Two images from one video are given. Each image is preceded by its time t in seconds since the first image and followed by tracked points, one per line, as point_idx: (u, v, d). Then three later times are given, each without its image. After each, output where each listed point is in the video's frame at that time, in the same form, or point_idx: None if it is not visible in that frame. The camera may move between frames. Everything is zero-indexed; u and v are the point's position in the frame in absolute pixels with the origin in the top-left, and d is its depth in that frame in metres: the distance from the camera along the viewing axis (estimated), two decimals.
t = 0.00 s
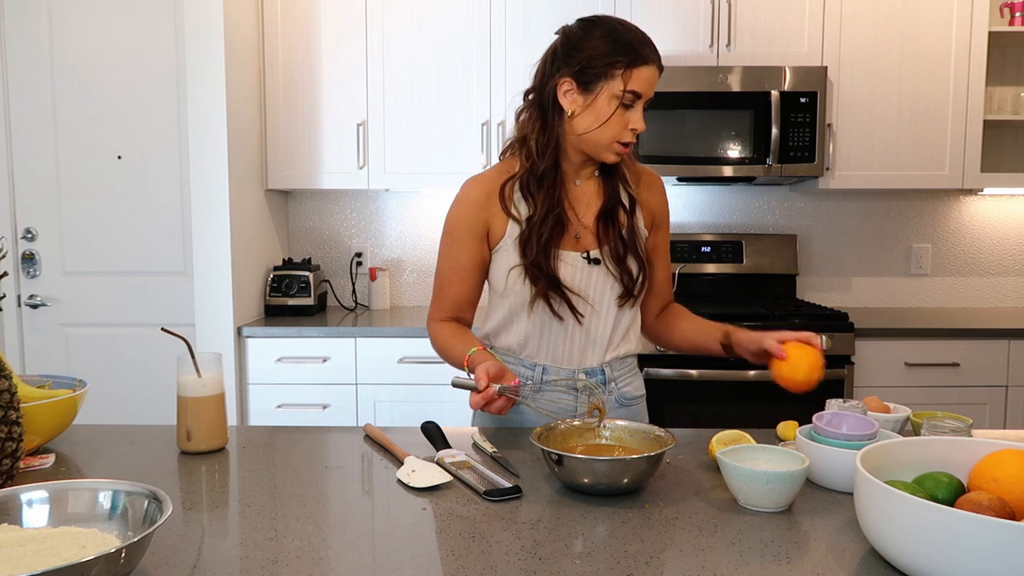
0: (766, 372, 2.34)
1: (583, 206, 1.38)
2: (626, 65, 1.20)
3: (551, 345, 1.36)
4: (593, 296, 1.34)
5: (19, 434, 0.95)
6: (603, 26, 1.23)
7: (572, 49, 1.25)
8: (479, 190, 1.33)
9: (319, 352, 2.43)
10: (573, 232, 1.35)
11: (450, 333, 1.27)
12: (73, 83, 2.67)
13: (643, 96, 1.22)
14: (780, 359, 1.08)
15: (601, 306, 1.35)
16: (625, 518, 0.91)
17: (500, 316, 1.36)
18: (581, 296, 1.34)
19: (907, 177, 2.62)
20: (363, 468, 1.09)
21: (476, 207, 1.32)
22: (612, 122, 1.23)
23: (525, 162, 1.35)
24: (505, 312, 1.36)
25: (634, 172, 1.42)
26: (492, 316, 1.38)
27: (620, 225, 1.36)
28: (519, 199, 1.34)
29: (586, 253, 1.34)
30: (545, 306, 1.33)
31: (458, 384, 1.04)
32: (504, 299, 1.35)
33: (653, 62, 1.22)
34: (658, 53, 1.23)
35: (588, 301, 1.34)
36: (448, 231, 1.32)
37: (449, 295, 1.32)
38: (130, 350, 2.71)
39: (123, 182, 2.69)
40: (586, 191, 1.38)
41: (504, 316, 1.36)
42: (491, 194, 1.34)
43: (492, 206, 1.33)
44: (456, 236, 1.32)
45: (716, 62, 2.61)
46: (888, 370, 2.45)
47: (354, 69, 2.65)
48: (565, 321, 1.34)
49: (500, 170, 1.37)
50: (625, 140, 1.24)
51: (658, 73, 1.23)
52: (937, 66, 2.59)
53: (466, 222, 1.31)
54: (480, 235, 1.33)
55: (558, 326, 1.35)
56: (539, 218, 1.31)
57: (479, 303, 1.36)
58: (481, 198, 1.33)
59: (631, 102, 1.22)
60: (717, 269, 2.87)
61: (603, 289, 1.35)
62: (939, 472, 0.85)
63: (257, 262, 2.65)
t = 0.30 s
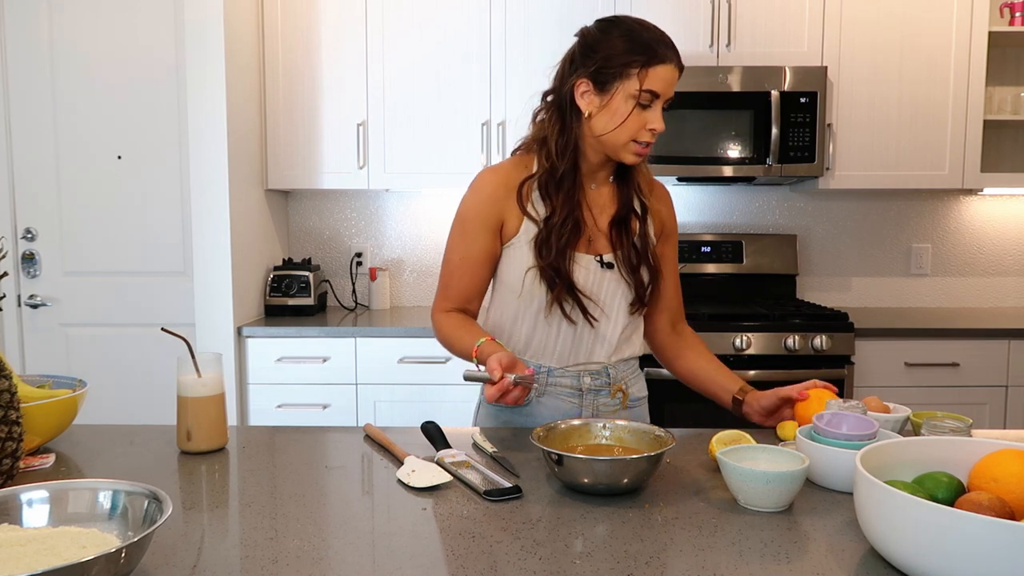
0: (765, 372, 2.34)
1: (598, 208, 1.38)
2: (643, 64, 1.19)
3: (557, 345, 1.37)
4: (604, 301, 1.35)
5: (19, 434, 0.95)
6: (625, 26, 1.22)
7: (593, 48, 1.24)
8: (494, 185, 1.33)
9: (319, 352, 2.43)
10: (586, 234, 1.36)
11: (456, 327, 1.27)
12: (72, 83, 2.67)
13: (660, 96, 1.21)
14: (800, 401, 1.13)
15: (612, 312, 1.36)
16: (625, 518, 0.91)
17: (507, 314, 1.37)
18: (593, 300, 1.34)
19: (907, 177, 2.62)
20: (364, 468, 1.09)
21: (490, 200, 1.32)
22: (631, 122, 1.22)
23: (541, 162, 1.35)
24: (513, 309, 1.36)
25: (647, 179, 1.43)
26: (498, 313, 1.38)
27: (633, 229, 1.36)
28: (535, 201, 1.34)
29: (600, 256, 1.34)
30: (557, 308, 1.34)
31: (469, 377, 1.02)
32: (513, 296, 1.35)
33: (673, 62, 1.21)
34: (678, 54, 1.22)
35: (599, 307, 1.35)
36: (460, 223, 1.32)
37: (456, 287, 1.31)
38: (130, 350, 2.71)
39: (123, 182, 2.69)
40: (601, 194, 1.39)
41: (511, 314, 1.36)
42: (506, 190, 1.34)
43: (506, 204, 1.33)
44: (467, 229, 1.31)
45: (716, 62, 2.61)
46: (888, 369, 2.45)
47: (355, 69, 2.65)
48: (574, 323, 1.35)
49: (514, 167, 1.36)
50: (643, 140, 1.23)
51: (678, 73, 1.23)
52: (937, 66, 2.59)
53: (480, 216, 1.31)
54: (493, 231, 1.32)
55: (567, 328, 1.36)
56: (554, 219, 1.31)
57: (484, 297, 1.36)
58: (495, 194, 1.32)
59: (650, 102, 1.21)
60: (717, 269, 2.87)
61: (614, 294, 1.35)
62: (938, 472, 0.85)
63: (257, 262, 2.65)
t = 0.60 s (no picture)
0: (765, 372, 2.34)
1: (606, 211, 1.38)
2: (643, 68, 1.18)
3: (558, 347, 1.36)
4: (607, 306, 1.35)
5: (19, 434, 0.95)
6: (636, 30, 1.21)
7: (603, 50, 1.24)
8: (505, 180, 1.33)
9: (320, 352, 2.43)
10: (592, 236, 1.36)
11: (464, 320, 1.28)
12: (73, 83, 2.67)
13: (664, 101, 1.19)
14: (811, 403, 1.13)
15: (615, 318, 1.36)
16: (625, 518, 0.91)
17: (510, 311, 1.37)
18: (597, 304, 1.34)
19: (907, 177, 2.62)
20: (363, 468, 1.09)
21: (500, 195, 1.32)
22: (633, 127, 1.21)
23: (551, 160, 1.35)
24: (516, 308, 1.36)
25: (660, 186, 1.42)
26: (501, 309, 1.38)
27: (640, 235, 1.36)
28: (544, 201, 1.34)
29: (604, 260, 1.34)
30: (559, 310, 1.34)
31: (471, 377, 1.04)
32: (517, 294, 1.35)
33: (681, 67, 1.19)
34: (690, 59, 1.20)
35: (603, 312, 1.35)
36: (468, 216, 1.32)
37: (464, 279, 1.33)
38: (130, 350, 2.71)
39: (123, 182, 2.69)
40: (610, 197, 1.39)
41: (513, 312, 1.37)
42: (517, 187, 1.34)
43: (516, 201, 1.34)
44: (476, 221, 1.31)
45: (716, 62, 2.61)
46: (888, 370, 2.45)
47: (355, 69, 2.65)
48: (576, 325, 1.35)
49: (525, 163, 1.37)
50: (646, 146, 1.21)
51: (688, 79, 1.21)
52: (937, 66, 2.59)
53: (489, 211, 1.31)
54: (500, 227, 1.33)
55: (569, 330, 1.35)
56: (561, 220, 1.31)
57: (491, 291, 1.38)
58: (505, 190, 1.33)
59: (654, 108, 1.19)
60: (717, 269, 2.87)
61: (619, 299, 1.35)
62: (938, 472, 0.85)
63: (257, 262, 2.65)
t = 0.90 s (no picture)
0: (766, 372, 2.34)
1: (595, 211, 1.36)
2: (627, 74, 1.14)
3: (551, 352, 1.37)
4: (595, 311, 1.33)
5: (19, 434, 0.95)
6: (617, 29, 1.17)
7: (582, 51, 1.20)
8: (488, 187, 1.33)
9: (320, 352, 2.43)
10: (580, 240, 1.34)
11: (451, 329, 1.32)
12: (72, 83, 2.67)
13: (649, 107, 1.16)
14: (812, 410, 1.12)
15: (603, 322, 1.34)
16: (625, 518, 0.91)
17: (503, 316, 1.39)
18: (584, 309, 1.33)
19: (907, 176, 2.63)
20: (364, 469, 1.09)
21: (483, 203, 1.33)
22: (615, 134, 1.18)
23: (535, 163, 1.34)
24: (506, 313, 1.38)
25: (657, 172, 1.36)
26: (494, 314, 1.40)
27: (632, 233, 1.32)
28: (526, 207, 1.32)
29: (589, 266, 1.32)
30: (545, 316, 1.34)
31: (460, 387, 1.07)
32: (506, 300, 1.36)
33: (666, 68, 1.14)
34: (674, 58, 1.16)
35: (592, 316, 1.33)
36: (453, 225, 1.34)
37: (451, 286, 1.35)
38: (130, 350, 2.71)
39: (124, 182, 2.69)
40: (599, 196, 1.36)
41: (505, 318, 1.38)
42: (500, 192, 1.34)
43: (499, 207, 1.34)
44: (459, 231, 1.34)
45: (716, 62, 2.61)
46: (888, 370, 2.45)
47: (355, 70, 2.65)
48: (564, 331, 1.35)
49: (511, 166, 1.36)
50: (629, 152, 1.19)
51: (673, 79, 1.16)
52: (937, 66, 2.59)
53: (471, 220, 1.33)
54: (484, 235, 1.34)
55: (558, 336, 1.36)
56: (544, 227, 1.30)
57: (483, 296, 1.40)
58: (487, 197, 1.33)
59: (636, 114, 1.16)
60: (717, 269, 2.87)
61: (607, 303, 1.33)
62: (938, 472, 0.85)
63: (257, 262, 2.65)
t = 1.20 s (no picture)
0: (765, 372, 2.34)
1: (591, 212, 1.36)
2: (630, 77, 1.14)
3: (551, 352, 1.37)
4: (594, 311, 1.33)
5: (19, 434, 0.95)
6: (614, 31, 1.17)
7: (580, 53, 1.20)
8: (482, 190, 1.34)
9: (320, 352, 2.43)
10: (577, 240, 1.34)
11: (448, 333, 1.31)
12: (72, 83, 2.67)
13: (649, 109, 1.16)
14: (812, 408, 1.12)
15: (603, 322, 1.34)
16: (625, 518, 0.91)
17: (500, 319, 1.38)
18: (584, 309, 1.33)
19: (907, 176, 2.62)
20: (364, 469, 1.09)
21: (478, 207, 1.33)
22: (616, 136, 1.18)
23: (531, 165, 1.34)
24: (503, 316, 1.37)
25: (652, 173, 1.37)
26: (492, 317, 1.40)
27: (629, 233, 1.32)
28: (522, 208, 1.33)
29: (587, 266, 1.32)
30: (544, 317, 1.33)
31: (459, 391, 1.07)
32: (504, 303, 1.36)
33: (666, 71, 1.15)
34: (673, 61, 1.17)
35: (592, 316, 1.33)
36: (448, 229, 1.34)
37: (447, 290, 1.35)
38: (130, 350, 2.71)
39: (123, 182, 2.69)
40: (595, 196, 1.36)
41: (503, 321, 1.38)
42: (495, 196, 1.34)
43: (495, 209, 1.34)
44: (455, 235, 1.33)
45: (716, 62, 2.61)
46: (888, 369, 2.45)
47: (355, 70, 2.65)
48: (563, 332, 1.34)
49: (506, 169, 1.36)
50: (629, 154, 1.20)
51: (672, 82, 1.17)
52: (937, 66, 2.59)
53: (467, 223, 1.33)
54: (480, 238, 1.34)
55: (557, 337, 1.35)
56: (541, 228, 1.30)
57: (480, 300, 1.40)
58: (483, 200, 1.33)
59: (637, 116, 1.17)
60: (717, 269, 2.86)
61: (606, 303, 1.33)
62: (938, 472, 0.85)
63: (257, 262, 2.65)
